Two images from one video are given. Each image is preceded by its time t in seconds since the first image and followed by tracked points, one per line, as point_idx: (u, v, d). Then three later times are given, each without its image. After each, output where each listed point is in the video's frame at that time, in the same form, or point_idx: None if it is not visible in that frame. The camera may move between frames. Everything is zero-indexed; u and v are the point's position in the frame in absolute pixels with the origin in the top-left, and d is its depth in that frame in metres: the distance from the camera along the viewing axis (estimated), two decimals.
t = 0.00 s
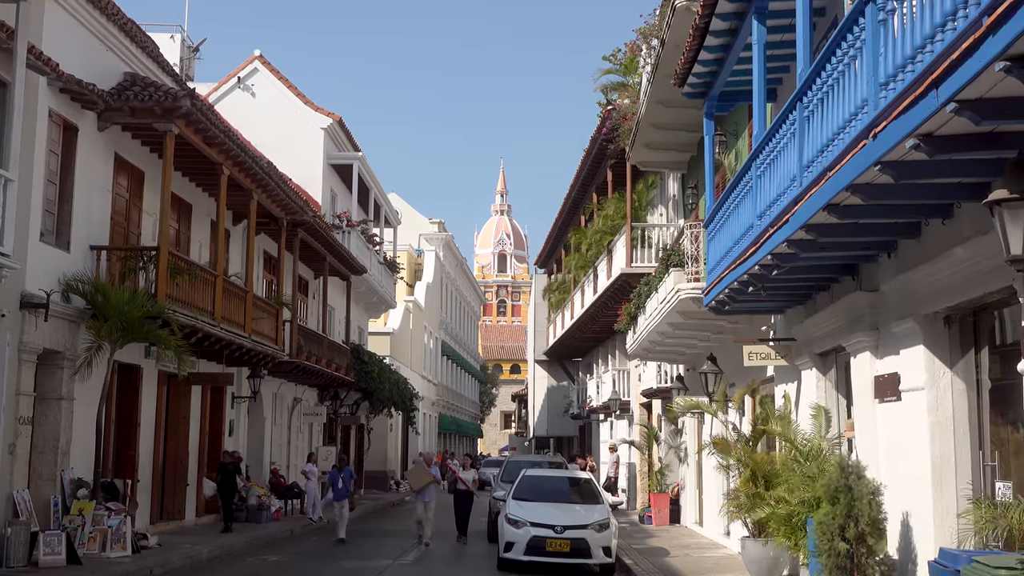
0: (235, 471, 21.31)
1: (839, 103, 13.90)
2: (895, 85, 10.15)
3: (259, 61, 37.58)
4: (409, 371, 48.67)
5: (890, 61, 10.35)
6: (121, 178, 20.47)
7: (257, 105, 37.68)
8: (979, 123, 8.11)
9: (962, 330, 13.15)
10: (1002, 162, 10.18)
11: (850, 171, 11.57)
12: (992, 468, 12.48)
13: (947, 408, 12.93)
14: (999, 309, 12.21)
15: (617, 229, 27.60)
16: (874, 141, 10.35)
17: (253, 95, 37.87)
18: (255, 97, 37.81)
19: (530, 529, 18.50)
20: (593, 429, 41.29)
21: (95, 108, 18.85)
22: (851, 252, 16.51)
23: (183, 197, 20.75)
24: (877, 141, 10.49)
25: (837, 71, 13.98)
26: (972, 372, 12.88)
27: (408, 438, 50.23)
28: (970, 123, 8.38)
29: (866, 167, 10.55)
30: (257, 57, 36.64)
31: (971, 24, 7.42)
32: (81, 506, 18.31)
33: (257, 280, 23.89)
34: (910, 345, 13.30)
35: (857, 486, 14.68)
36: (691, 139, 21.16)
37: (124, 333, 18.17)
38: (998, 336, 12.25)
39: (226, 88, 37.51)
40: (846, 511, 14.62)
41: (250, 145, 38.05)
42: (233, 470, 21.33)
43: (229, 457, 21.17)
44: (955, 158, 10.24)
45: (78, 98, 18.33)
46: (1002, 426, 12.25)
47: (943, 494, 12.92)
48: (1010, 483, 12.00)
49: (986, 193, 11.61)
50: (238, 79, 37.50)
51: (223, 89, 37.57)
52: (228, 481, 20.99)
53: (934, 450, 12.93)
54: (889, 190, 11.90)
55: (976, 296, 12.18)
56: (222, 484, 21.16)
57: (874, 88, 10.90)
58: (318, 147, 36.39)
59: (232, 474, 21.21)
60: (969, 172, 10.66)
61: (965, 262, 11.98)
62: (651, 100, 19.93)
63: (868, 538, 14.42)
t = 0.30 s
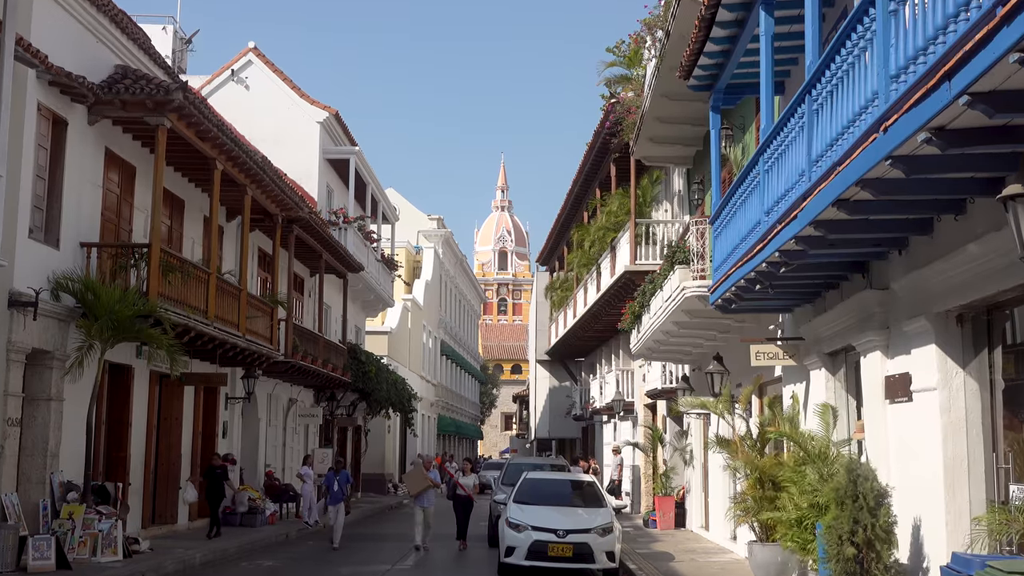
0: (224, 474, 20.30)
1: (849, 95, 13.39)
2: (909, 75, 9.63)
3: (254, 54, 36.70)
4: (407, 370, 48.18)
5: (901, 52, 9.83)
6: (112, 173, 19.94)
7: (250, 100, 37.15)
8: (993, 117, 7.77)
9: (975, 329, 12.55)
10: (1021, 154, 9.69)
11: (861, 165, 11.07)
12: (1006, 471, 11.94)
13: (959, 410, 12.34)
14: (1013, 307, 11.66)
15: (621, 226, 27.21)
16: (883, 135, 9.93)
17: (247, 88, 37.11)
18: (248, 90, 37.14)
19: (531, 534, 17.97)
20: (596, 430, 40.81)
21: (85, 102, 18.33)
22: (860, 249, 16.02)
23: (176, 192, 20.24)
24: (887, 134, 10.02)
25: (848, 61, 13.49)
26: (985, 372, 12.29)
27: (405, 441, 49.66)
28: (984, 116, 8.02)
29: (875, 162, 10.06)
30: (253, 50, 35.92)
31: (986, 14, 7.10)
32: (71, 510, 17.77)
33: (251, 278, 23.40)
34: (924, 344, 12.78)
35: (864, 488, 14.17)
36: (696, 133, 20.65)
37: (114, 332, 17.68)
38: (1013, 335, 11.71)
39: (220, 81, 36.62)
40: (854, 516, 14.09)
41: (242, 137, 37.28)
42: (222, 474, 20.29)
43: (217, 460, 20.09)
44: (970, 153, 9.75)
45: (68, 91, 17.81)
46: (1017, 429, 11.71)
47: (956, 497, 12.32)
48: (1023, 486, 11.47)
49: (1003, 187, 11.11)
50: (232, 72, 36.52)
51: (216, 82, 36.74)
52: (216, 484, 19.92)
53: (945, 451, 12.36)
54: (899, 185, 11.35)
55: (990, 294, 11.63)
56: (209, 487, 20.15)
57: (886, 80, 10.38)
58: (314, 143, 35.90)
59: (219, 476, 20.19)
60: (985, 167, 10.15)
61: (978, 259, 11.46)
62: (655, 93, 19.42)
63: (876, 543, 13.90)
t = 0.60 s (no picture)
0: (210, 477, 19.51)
1: (861, 84, 12.83)
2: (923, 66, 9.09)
3: (246, 44, 36.28)
4: (405, 370, 47.58)
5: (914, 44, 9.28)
6: (101, 167, 19.31)
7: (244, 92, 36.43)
8: (1010, 108, 7.76)
9: (991, 329, 11.92)
10: None
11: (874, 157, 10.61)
12: None
13: (975, 411, 11.73)
14: None
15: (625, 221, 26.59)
16: (898, 129, 9.60)
17: (239, 79, 36.50)
18: (241, 83, 36.45)
19: (534, 539, 17.38)
20: (599, 433, 40.23)
21: (73, 94, 17.72)
22: (872, 246, 15.46)
23: (166, 187, 19.65)
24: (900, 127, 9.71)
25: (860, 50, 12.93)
26: (1002, 373, 11.67)
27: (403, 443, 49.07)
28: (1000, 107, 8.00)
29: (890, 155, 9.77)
30: (245, 40, 35.43)
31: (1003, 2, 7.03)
32: (58, 515, 17.24)
33: (244, 275, 22.83)
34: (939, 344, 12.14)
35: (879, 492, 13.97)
36: (703, 125, 20.06)
37: (104, 331, 17.12)
38: None
39: (212, 72, 36.15)
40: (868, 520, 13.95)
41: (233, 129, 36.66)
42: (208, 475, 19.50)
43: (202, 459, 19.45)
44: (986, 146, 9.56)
45: (55, 83, 17.20)
46: None
47: (971, 502, 11.77)
48: None
49: None
50: (224, 62, 36.19)
51: (207, 74, 36.20)
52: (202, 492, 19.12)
53: (961, 454, 11.78)
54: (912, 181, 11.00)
55: (1008, 293, 11.01)
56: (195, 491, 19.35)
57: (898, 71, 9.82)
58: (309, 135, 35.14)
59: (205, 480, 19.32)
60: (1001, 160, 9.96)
61: (996, 255, 10.85)
62: (660, 84, 18.82)
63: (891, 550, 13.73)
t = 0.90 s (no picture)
0: (194, 483, 18.85)
1: (876, 74, 12.25)
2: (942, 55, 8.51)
3: (238, 34, 35.60)
4: (402, 371, 47.02)
5: (928, 33, 8.80)
6: (88, 161, 18.67)
7: (236, 84, 35.82)
8: None
9: (1010, 329, 11.44)
10: None
11: (887, 152, 10.09)
12: None
13: (991, 415, 11.31)
14: None
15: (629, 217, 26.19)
16: (912, 121, 9.17)
17: (231, 71, 35.86)
18: (233, 74, 35.84)
19: (535, 546, 16.80)
20: (603, 436, 39.65)
21: (58, 85, 17.09)
22: (886, 242, 14.87)
23: (155, 181, 19.04)
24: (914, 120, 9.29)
25: (874, 37, 12.34)
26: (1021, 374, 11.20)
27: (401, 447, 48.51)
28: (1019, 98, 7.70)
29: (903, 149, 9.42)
30: (237, 30, 34.73)
31: None
32: (44, 521, 16.39)
33: (236, 273, 22.23)
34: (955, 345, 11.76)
35: (891, 500, 14.05)
36: (710, 118, 19.45)
37: (91, 330, 16.49)
38: None
39: (202, 63, 35.55)
40: (879, 528, 13.98)
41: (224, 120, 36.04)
42: (191, 482, 18.84)
43: (184, 466, 18.83)
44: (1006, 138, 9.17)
45: (40, 74, 16.55)
46: None
47: (988, 509, 11.37)
48: None
49: None
50: (215, 53, 35.45)
51: (199, 65, 35.60)
52: (186, 499, 18.31)
53: (977, 459, 11.38)
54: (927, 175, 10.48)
55: None
56: (178, 499, 18.62)
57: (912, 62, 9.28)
58: (302, 130, 34.56)
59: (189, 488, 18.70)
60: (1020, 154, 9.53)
61: (1012, 252, 10.32)
62: (665, 76, 18.22)
63: (902, 556, 13.84)
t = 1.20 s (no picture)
0: (177, 487, 18.39)
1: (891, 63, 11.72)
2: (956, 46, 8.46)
3: (229, 25, 34.84)
4: (399, 373, 46.41)
5: (944, 23, 8.71)
6: (74, 156, 18.06)
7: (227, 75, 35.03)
8: None
9: None
10: None
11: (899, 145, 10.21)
12: None
13: (1009, 418, 11.23)
14: None
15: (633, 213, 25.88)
16: (925, 115, 9.11)
17: (223, 62, 35.06)
18: (225, 65, 35.02)
19: (536, 554, 16.21)
20: (606, 441, 39.02)
21: (44, 78, 16.47)
22: (899, 240, 14.32)
23: (143, 177, 18.45)
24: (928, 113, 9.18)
25: (889, 25, 11.80)
26: None
27: (398, 451, 47.95)
28: None
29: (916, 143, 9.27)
30: (228, 20, 33.98)
31: None
32: (29, 528, 15.50)
33: (227, 272, 21.65)
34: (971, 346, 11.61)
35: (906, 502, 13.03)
36: (716, 111, 18.89)
37: (77, 331, 15.84)
38: None
39: (192, 54, 34.81)
40: (894, 534, 12.99)
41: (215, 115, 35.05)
42: (175, 486, 18.37)
43: (167, 468, 18.37)
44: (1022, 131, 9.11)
45: (25, 66, 15.92)
46: None
47: (1005, 515, 11.25)
48: None
49: None
50: (205, 44, 34.73)
51: (189, 56, 34.89)
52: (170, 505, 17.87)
53: (994, 462, 11.26)
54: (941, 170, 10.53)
55: None
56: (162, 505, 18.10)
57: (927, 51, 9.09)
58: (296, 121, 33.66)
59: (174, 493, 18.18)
60: None
61: None
62: (671, 68, 17.65)
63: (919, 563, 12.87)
